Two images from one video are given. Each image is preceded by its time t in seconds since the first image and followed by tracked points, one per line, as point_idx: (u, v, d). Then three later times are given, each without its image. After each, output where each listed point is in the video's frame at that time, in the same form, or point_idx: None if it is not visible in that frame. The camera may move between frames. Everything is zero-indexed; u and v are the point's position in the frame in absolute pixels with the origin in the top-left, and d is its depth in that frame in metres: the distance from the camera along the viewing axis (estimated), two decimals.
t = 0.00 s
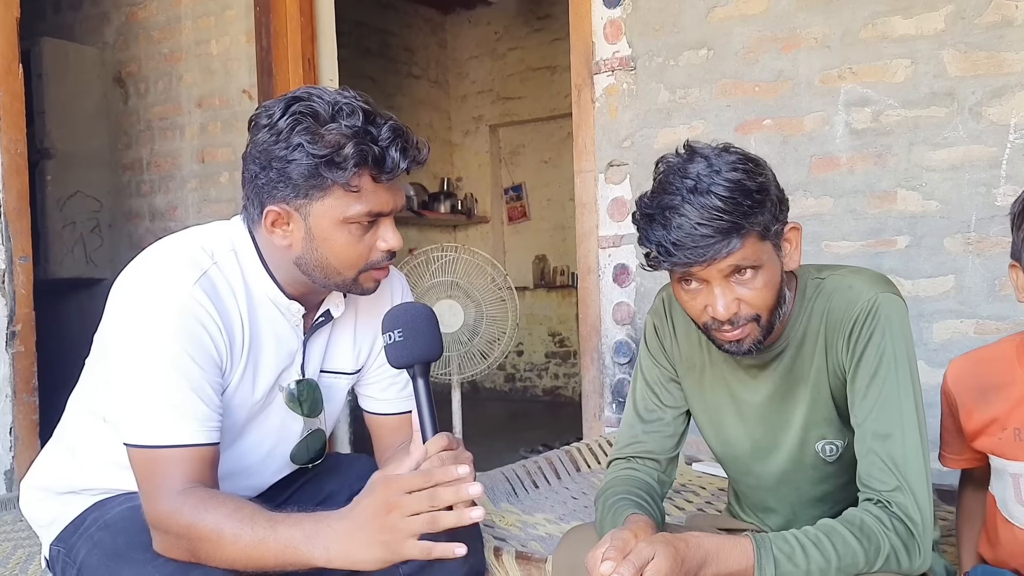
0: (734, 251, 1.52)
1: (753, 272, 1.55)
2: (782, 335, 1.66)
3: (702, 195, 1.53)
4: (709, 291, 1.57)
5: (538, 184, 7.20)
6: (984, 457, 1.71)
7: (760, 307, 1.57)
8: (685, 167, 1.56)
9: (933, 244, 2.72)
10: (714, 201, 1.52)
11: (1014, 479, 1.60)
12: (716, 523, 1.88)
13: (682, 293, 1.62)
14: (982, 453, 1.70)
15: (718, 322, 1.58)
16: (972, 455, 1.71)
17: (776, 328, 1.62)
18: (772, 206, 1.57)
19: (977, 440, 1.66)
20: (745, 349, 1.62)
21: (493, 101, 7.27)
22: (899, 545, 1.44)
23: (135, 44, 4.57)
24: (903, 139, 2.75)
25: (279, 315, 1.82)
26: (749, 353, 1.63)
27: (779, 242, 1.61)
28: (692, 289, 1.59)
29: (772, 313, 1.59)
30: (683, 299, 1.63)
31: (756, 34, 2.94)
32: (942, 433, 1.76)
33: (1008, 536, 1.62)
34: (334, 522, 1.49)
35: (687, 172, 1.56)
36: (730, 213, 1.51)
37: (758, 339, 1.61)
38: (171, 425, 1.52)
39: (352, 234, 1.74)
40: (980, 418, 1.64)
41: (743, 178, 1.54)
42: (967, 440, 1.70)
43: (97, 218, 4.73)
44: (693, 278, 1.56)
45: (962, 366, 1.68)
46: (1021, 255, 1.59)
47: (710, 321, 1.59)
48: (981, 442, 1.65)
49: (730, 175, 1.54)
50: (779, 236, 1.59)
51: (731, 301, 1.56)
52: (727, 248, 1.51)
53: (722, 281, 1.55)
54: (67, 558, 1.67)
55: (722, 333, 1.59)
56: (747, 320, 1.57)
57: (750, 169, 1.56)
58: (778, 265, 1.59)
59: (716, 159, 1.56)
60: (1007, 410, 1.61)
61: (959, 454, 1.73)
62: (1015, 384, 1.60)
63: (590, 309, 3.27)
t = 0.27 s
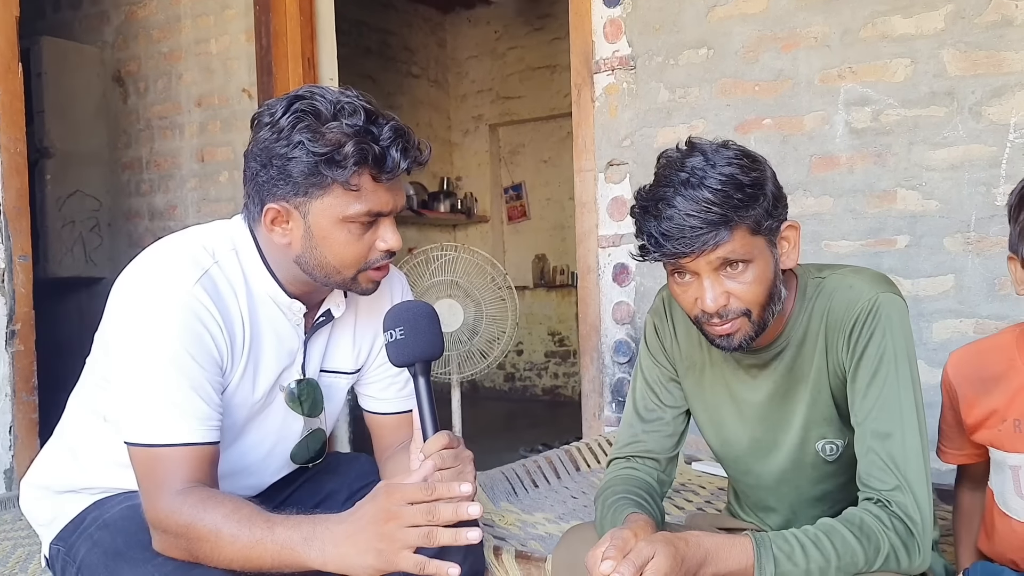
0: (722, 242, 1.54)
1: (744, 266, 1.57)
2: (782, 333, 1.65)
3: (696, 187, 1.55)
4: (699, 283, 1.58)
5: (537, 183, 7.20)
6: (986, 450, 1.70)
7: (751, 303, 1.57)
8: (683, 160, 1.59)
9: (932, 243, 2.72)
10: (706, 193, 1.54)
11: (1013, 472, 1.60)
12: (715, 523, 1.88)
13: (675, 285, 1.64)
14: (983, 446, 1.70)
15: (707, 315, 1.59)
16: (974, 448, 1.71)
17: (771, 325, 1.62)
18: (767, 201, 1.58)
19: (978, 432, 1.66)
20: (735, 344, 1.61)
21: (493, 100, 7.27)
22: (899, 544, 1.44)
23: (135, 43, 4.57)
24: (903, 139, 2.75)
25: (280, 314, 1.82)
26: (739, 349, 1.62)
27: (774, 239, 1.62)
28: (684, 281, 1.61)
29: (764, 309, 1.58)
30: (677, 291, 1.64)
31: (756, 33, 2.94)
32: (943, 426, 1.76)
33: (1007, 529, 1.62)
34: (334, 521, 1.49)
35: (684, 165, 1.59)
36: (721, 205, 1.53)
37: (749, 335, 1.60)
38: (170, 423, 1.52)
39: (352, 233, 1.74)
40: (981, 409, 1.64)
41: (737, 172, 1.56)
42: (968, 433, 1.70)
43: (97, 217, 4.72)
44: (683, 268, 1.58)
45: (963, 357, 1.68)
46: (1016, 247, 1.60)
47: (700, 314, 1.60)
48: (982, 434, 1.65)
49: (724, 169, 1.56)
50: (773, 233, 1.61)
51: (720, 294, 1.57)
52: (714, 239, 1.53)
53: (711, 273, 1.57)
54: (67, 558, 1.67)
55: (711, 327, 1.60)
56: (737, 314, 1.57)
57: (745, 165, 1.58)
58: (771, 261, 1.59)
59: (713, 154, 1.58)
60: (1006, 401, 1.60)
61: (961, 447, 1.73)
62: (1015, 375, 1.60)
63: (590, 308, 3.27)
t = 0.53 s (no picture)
0: (714, 238, 1.54)
1: (737, 263, 1.57)
2: (784, 329, 1.65)
3: (691, 184, 1.56)
4: (692, 279, 1.59)
5: (538, 183, 7.20)
6: (983, 443, 1.70)
7: (744, 300, 1.57)
8: (680, 159, 1.60)
9: (932, 243, 2.73)
10: (700, 190, 1.55)
11: (1008, 463, 1.59)
12: (718, 522, 1.87)
13: (671, 282, 1.65)
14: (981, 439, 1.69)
15: (700, 312, 1.59)
16: (972, 441, 1.71)
17: (766, 324, 1.62)
18: (761, 200, 1.59)
19: (975, 423, 1.65)
20: (730, 343, 1.61)
21: (493, 100, 7.27)
22: (899, 544, 1.44)
23: (135, 42, 4.57)
24: (903, 139, 2.75)
25: (277, 313, 1.82)
26: (734, 348, 1.62)
27: (769, 237, 1.62)
28: (678, 278, 1.62)
29: (757, 307, 1.58)
30: (672, 288, 1.65)
31: (756, 33, 2.95)
32: (940, 419, 1.75)
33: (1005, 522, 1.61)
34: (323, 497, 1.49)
35: (680, 163, 1.60)
36: (714, 201, 1.53)
37: (744, 334, 1.60)
38: (168, 421, 1.53)
39: (344, 232, 1.74)
40: (977, 400, 1.64)
41: (733, 170, 1.57)
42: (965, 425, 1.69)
43: (97, 216, 4.73)
44: (676, 264, 1.59)
45: (959, 349, 1.68)
46: (1014, 237, 1.59)
47: (693, 311, 1.60)
48: (978, 425, 1.65)
49: (719, 167, 1.57)
50: (769, 232, 1.61)
51: (712, 290, 1.57)
52: (706, 235, 1.53)
53: (704, 270, 1.57)
54: (67, 556, 1.68)
55: (706, 324, 1.60)
56: (729, 311, 1.57)
57: (741, 164, 1.59)
58: (764, 259, 1.59)
59: (710, 153, 1.59)
60: (1002, 392, 1.60)
61: (959, 440, 1.72)
62: (1010, 366, 1.60)
63: (590, 308, 3.27)
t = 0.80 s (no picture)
0: (705, 235, 1.55)
1: (729, 261, 1.57)
2: (783, 327, 1.65)
3: (684, 182, 1.58)
4: (683, 276, 1.60)
5: (537, 182, 7.20)
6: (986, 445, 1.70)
7: (736, 298, 1.57)
8: (675, 158, 1.62)
9: (932, 243, 2.73)
10: (692, 188, 1.56)
11: (1013, 467, 1.59)
12: (717, 523, 1.86)
13: (665, 280, 1.66)
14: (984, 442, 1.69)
15: (693, 310, 1.59)
16: (974, 444, 1.71)
17: (761, 325, 1.62)
18: (755, 199, 1.59)
19: (978, 427, 1.65)
20: (725, 342, 1.61)
21: (493, 100, 7.27)
22: (898, 544, 1.44)
23: (135, 42, 4.57)
24: (903, 139, 2.75)
25: (268, 310, 1.83)
26: (729, 347, 1.62)
27: (764, 237, 1.63)
28: (671, 276, 1.63)
29: (751, 305, 1.58)
30: (666, 286, 1.66)
31: (756, 33, 2.95)
32: (942, 422, 1.75)
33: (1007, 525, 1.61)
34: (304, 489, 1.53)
35: (675, 162, 1.61)
36: (705, 199, 1.54)
37: (738, 333, 1.60)
38: (163, 421, 1.54)
39: (329, 227, 1.74)
40: (980, 404, 1.64)
41: (726, 169, 1.58)
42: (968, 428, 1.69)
43: (97, 216, 4.73)
44: (668, 261, 1.60)
45: (961, 353, 1.68)
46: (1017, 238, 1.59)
47: (686, 309, 1.61)
48: (982, 429, 1.65)
49: (712, 166, 1.58)
50: (762, 230, 1.61)
51: (704, 287, 1.58)
52: (697, 232, 1.55)
53: (696, 268, 1.58)
54: (66, 557, 1.68)
55: (700, 322, 1.61)
56: (722, 309, 1.58)
57: (736, 163, 1.60)
58: (757, 257, 1.60)
59: (704, 152, 1.60)
60: (1005, 396, 1.60)
61: (961, 443, 1.72)
62: (1013, 369, 1.60)
63: (589, 308, 3.27)
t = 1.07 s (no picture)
0: (701, 233, 1.55)
1: (726, 259, 1.58)
2: (782, 326, 1.66)
3: (681, 181, 1.59)
4: (680, 274, 1.60)
5: (537, 182, 7.20)
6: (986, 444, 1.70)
7: (732, 296, 1.58)
8: (673, 158, 1.63)
9: (931, 243, 2.73)
10: (689, 186, 1.57)
11: (1014, 464, 1.60)
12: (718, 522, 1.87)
13: (662, 278, 1.66)
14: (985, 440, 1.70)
15: (689, 308, 1.60)
16: (976, 443, 1.71)
17: (758, 322, 1.62)
18: (752, 197, 1.60)
19: (981, 425, 1.66)
20: (721, 340, 1.62)
21: (493, 99, 7.28)
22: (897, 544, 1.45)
23: (135, 42, 4.58)
24: (903, 139, 2.75)
25: (257, 310, 1.84)
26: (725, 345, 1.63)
27: (761, 235, 1.63)
28: (669, 274, 1.63)
29: (747, 303, 1.58)
30: (663, 284, 1.66)
31: (756, 33, 2.95)
32: (941, 421, 1.75)
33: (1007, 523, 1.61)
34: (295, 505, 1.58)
35: (673, 161, 1.62)
36: (701, 197, 1.55)
37: (734, 331, 1.61)
38: (151, 419, 1.56)
39: (318, 225, 1.75)
40: (982, 401, 1.64)
41: (723, 168, 1.59)
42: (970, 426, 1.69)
43: (97, 216, 4.73)
44: (665, 260, 1.61)
45: (961, 351, 1.68)
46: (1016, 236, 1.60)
47: (683, 307, 1.61)
48: (984, 427, 1.65)
49: (709, 165, 1.59)
50: (759, 228, 1.62)
51: (700, 285, 1.58)
52: (693, 230, 1.55)
53: (692, 266, 1.58)
54: (60, 559, 1.68)
55: (696, 320, 1.61)
56: (718, 307, 1.58)
57: (733, 162, 1.60)
58: (753, 256, 1.60)
59: (702, 151, 1.61)
60: (1008, 393, 1.60)
61: (962, 442, 1.72)
62: (1014, 367, 1.60)
63: (589, 308, 3.28)
